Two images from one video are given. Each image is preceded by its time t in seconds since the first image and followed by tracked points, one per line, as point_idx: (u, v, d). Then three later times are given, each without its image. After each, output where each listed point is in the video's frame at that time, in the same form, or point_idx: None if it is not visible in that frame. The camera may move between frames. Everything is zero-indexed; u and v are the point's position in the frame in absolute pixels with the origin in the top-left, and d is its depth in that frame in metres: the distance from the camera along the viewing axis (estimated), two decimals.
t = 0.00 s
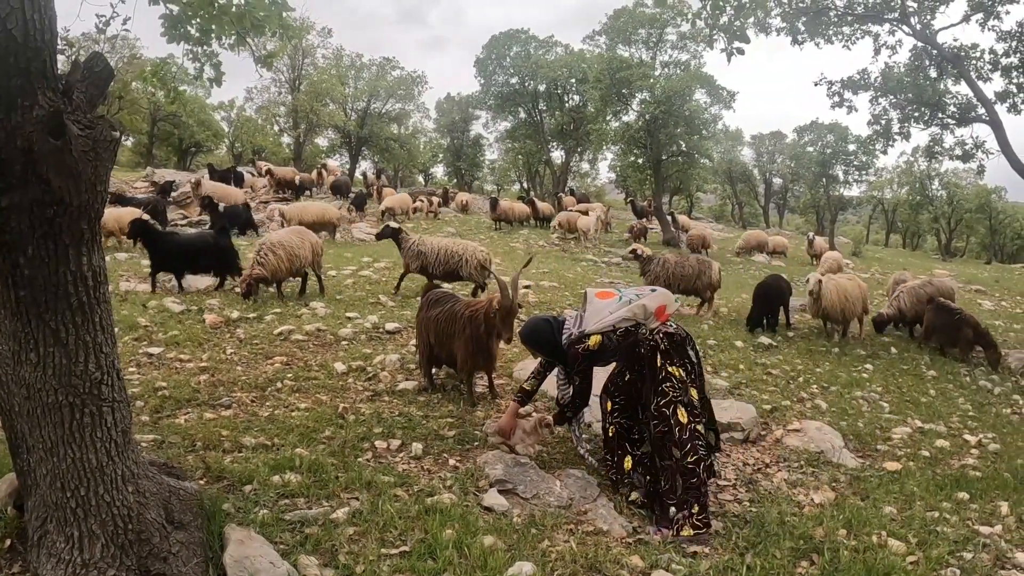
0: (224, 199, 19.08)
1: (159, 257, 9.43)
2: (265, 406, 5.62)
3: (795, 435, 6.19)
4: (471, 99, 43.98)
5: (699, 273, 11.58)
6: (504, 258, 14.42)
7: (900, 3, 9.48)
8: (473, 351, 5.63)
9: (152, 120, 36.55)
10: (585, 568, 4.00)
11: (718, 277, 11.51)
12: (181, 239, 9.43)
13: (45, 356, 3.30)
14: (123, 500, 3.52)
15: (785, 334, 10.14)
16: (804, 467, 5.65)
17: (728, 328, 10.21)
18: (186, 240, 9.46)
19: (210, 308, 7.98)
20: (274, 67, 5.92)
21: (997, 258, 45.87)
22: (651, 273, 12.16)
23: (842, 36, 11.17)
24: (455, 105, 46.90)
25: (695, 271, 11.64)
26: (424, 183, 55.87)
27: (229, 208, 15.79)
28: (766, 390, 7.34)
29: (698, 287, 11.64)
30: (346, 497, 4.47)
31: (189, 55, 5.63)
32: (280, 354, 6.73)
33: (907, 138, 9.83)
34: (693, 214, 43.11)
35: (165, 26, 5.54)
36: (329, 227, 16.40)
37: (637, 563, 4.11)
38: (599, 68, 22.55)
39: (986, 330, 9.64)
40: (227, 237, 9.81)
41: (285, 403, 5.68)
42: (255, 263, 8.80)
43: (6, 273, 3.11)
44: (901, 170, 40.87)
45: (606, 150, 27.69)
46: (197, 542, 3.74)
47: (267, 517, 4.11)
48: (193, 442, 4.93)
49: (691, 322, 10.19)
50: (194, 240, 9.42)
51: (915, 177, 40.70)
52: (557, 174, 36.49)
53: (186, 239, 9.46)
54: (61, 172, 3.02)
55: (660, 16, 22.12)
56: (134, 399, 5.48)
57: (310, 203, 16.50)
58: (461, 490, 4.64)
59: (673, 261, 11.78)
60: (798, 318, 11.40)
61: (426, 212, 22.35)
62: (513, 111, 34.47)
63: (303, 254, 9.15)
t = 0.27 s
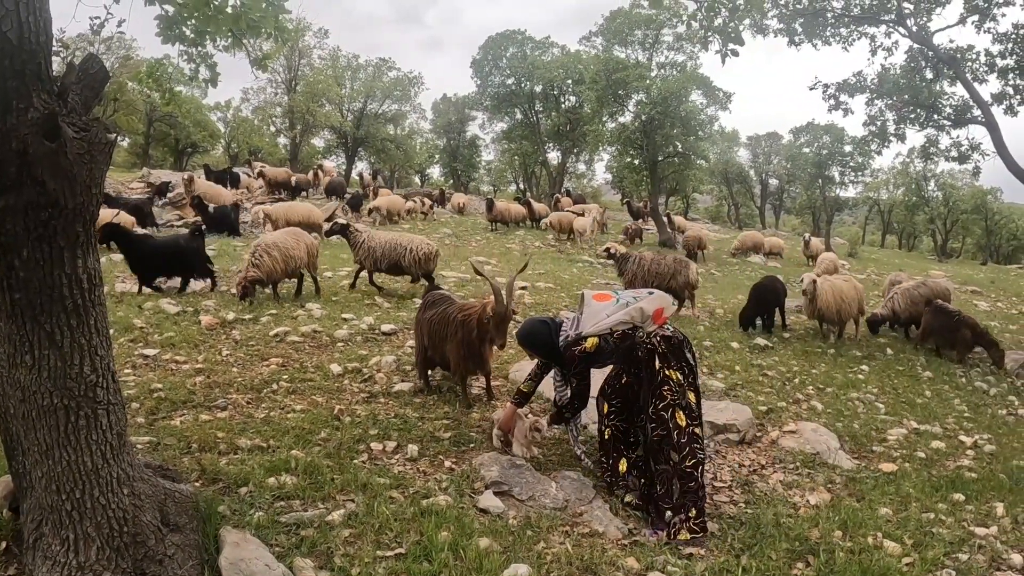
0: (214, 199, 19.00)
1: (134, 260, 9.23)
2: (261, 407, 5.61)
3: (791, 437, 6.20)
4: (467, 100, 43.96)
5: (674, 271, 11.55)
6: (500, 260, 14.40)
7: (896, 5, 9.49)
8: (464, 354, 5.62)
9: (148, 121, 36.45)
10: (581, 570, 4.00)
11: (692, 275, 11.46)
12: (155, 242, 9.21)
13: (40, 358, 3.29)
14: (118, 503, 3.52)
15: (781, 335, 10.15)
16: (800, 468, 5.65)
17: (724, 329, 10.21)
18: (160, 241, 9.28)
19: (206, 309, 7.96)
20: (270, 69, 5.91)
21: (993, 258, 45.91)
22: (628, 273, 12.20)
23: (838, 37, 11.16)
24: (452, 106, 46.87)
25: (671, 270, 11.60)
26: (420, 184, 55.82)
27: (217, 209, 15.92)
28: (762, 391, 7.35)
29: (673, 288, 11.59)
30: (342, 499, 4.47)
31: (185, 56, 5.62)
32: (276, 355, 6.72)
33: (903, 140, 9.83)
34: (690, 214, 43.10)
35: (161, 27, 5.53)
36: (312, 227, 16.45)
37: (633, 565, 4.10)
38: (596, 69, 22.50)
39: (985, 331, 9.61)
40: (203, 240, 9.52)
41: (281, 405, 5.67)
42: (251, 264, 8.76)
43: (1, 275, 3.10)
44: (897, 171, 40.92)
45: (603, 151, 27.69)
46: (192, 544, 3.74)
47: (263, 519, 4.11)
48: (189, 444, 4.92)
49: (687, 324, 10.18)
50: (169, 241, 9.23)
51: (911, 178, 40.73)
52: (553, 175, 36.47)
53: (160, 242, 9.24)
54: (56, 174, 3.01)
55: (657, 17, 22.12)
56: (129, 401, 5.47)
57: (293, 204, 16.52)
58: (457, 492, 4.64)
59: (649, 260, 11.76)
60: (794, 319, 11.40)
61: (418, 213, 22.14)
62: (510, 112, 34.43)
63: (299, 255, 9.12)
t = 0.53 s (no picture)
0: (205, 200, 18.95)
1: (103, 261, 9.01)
2: (256, 409, 5.60)
3: (786, 438, 6.20)
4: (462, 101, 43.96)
5: (644, 268, 12.06)
6: (495, 261, 14.39)
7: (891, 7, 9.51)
8: (455, 359, 5.63)
9: (142, 122, 36.33)
10: (576, 572, 4.00)
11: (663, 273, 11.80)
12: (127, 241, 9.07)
13: (33, 361, 3.27)
14: (113, 506, 3.51)
15: (776, 337, 10.15)
16: (795, 469, 5.65)
17: (719, 331, 10.21)
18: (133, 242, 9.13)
19: (200, 311, 7.94)
20: (266, 71, 5.90)
21: (988, 259, 45.99)
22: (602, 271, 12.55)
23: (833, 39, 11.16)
24: (447, 107, 46.83)
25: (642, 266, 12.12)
26: (415, 185, 55.76)
27: (204, 210, 15.87)
28: (757, 392, 7.35)
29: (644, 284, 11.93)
30: (337, 502, 4.46)
31: (180, 58, 5.62)
32: (271, 357, 6.71)
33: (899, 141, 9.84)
34: (685, 216, 43.09)
35: (156, 29, 5.53)
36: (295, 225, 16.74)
37: (628, 567, 4.10)
38: (591, 71, 22.50)
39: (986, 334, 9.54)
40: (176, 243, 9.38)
41: (275, 407, 5.65)
42: (246, 266, 8.76)
43: None
44: (892, 172, 40.99)
45: (598, 152, 27.68)
46: (186, 547, 3.73)
47: (258, 521, 4.10)
48: (184, 446, 4.91)
49: (683, 325, 10.17)
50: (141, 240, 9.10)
51: (906, 179, 40.76)
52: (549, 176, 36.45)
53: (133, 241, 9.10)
54: (50, 176, 3.01)
55: (652, 19, 22.13)
56: (124, 403, 5.45)
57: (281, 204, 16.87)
58: (451, 494, 4.63)
59: (622, 257, 12.13)
60: (790, 321, 11.41)
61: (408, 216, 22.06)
62: (505, 113, 34.41)
63: (293, 256, 9.09)
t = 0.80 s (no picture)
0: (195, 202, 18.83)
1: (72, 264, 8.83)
2: (248, 412, 5.59)
3: (778, 439, 6.21)
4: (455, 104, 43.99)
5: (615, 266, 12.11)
6: (487, 263, 14.38)
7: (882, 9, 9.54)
8: (449, 362, 5.59)
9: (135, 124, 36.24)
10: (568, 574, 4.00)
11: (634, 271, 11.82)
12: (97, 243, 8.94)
13: (23, 363, 3.25)
14: (104, 509, 3.50)
15: (769, 338, 10.16)
16: (788, 470, 5.66)
17: (712, 332, 10.22)
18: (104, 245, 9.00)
19: (193, 314, 7.92)
20: (257, 72, 5.89)
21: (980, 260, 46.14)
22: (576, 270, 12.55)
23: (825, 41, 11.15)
24: (440, 109, 46.85)
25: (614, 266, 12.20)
26: (408, 187, 55.72)
27: (188, 212, 15.71)
28: (749, 394, 7.35)
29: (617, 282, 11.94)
30: (328, 504, 4.45)
31: (172, 59, 5.61)
32: (264, 359, 6.69)
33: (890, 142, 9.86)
34: (678, 217, 43.14)
35: (148, 29, 5.52)
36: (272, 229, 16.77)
37: (620, 568, 4.09)
38: (583, 73, 22.51)
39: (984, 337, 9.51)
40: (148, 246, 9.21)
41: (267, 409, 5.64)
42: (238, 268, 8.74)
43: None
44: (883, 173, 41.11)
45: (590, 154, 27.69)
46: (178, 550, 3.72)
47: (250, 524, 4.08)
48: (176, 449, 4.90)
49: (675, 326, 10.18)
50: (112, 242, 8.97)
51: (898, 180, 40.88)
52: (541, 178, 36.47)
53: (103, 243, 8.97)
54: (39, 177, 2.99)
55: (644, 21, 22.17)
56: (115, 406, 5.43)
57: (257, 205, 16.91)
58: (443, 496, 4.62)
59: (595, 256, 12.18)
60: (782, 322, 11.43)
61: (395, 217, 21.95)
62: (498, 115, 34.43)
63: (286, 259, 9.07)
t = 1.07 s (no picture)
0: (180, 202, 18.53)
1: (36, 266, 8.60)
2: (237, 414, 5.57)
3: (768, 439, 6.22)
4: (445, 106, 44.01)
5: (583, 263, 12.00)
6: (477, 265, 14.38)
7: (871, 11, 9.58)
8: (441, 369, 5.57)
9: (124, 126, 36.08)
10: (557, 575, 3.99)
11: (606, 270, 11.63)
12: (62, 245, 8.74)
13: (11, 366, 3.23)
14: (92, 511, 3.48)
15: (758, 339, 10.17)
16: (777, 471, 5.67)
17: (702, 334, 10.22)
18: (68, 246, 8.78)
19: (182, 316, 7.89)
20: (247, 73, 5.89)
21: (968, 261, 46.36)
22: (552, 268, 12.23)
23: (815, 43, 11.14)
24: (430, 111, 46.82)
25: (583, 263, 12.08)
26: (398, 189, 55.64)
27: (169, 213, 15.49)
28: (739, 395, 7.36)
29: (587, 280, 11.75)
30: (318, 507, 4.44)
31: (161, 61, 5.61)
32: (253, 362, 6.67)
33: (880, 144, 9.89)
34: (668, 219, 43.21)
35: (137, 31, 5.50)
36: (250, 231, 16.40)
37: (610, 569, 4.09)
38: (572, 74, 22.51)
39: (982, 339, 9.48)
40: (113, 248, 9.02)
41: (256, 412, 5.62)
42: (227, 270, 8.71)
43: None
44: (872, 175, 41.27)
45: (581, 156, 27.72)
46: (167, 553, 3.71)
47: (239, 526, 4.07)
48: (165, 452, 4.88)
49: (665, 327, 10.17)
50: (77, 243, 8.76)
51: (887, 182, 41.03)
52: (531, 180, 36.49)
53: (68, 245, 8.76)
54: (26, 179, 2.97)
55: (634, 23, 22.21)
56: (104, 409, 5.41)
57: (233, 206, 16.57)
58: (433, 498, 4.61)
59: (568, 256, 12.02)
60: (772, 323, 11.46)
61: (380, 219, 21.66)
62: (488, 117, 34.43)
63: (276, 261, 9.05)
